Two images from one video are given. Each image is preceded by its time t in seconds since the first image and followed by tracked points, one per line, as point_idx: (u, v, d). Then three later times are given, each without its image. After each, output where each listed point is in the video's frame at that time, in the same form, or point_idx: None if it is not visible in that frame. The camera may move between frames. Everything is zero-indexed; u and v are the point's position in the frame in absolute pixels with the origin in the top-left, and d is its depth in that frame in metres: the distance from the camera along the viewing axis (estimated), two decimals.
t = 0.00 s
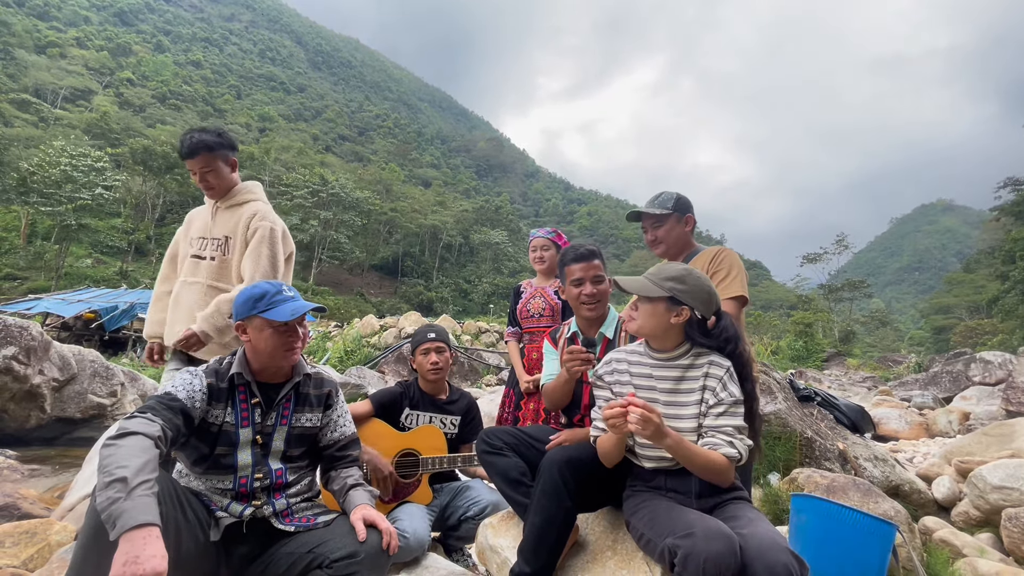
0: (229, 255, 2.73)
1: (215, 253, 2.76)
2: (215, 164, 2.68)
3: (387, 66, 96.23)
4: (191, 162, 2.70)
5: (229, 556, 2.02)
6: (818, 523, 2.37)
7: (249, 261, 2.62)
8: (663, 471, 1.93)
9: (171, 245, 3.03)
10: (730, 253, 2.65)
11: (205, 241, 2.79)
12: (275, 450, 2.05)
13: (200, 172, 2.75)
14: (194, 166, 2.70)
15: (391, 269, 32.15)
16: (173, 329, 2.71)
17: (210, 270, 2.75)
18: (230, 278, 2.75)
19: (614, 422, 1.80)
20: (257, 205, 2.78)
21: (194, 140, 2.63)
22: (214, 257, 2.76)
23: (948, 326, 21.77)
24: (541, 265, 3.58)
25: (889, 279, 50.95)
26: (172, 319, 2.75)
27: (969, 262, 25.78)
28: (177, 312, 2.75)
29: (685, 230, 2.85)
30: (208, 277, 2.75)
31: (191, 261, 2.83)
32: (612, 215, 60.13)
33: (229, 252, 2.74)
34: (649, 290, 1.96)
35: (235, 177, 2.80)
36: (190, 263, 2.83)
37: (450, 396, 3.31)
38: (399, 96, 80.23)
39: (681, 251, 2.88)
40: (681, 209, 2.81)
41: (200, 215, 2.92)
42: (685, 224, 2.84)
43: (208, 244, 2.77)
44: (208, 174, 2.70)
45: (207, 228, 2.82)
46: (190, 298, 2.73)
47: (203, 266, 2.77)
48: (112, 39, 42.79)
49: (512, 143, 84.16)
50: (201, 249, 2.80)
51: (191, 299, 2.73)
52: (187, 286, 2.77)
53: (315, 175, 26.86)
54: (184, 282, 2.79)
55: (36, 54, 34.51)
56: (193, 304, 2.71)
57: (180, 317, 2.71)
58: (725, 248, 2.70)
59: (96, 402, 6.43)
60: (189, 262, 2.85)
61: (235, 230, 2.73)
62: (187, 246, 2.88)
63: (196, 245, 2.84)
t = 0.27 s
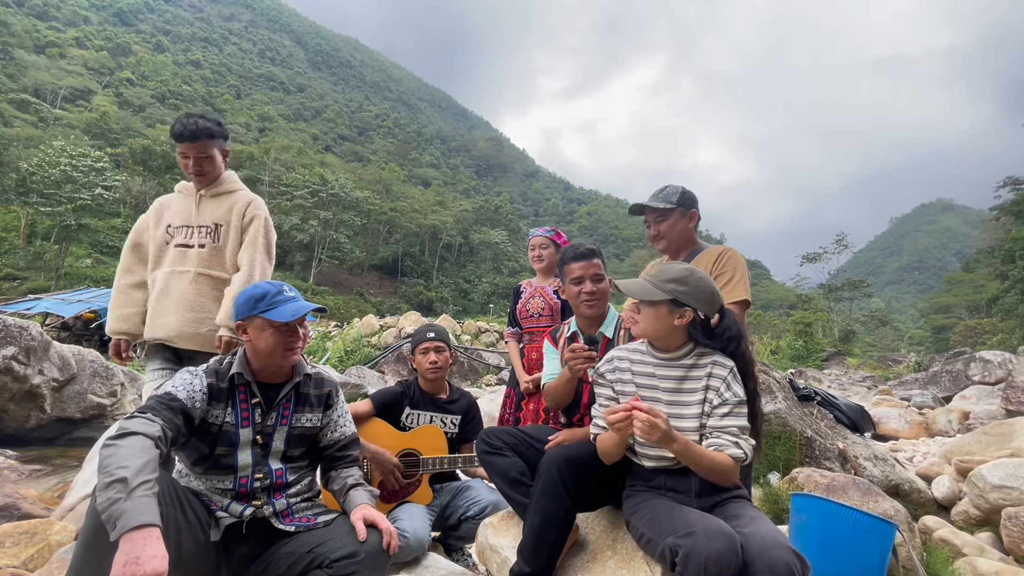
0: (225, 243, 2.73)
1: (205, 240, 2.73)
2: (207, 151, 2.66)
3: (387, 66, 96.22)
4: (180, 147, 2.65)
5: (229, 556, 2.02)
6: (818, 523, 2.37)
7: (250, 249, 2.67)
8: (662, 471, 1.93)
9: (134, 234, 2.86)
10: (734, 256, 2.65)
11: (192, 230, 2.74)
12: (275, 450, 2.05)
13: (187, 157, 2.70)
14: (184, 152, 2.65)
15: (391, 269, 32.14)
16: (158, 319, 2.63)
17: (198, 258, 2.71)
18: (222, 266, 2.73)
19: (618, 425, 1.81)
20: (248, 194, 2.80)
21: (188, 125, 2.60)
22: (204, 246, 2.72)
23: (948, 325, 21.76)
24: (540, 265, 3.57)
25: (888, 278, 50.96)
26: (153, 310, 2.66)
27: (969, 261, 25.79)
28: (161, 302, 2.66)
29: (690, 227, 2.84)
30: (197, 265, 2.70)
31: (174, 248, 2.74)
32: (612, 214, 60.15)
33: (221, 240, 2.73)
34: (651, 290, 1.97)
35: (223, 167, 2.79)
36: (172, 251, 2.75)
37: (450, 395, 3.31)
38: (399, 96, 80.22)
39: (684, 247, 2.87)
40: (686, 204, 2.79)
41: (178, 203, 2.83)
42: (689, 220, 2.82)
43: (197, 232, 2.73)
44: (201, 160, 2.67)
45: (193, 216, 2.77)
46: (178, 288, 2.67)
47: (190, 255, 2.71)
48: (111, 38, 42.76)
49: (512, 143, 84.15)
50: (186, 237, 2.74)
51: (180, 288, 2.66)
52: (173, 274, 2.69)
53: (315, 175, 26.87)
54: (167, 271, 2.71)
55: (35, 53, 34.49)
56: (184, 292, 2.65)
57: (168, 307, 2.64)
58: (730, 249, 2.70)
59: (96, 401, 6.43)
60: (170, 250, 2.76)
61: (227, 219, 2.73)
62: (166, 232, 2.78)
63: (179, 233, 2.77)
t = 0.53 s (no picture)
0: (238, 238, 2.78)
1: (215, 234, 2.74)
2: (225, 145, 2.71)
3: (386, 66, 96.16)
4: (198, 137, 2.66)
5: (229, 556, 2.02)
6: (818, 522, 2.37)
7: (265, 248, 2.76)
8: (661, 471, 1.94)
9: (121, 217, 2.71)
10: (741, 259, 2.66)
11: (198, 222, 2.72)
12: (275, 450, 2.05)
13: (201, 148, 2.70)
14: (203, 142, 2.67)
15: (390, 269, 32.13)
16: (163, 310, 2.59)
17: (206, 251, 2.70)
18: (231, 261, 2.76)
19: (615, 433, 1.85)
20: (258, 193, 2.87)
21: (212, 117, 2.63)
22: (214, 239, 2.72)
23: (947, 325, 21.78)
24: (539, 263, 3.56)
25: (888, 278, 50.99)
26: (154, 300, 2.61)
27: (968, 261, 25.82)
28: (165, 292, 2.62)
29: (694, 225, 2.82)
30: (207, 257, 2.69)
31: (177, 238, 2.70)
32: (612, 214, 60.16)
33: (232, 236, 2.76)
34: (652, 291, 1.97)
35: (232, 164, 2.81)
36: (175, 241, 2.69)
37: (450, 395, 3.30)
38: (398, 96, 80.18)
39: (688, 243, 2.85)
40: (695, 200, 2.76)
41: (178, 191, 2.77)
42: (695, 218, 2.80)
43: (206, 224, 2.73)
44: (218, 154, 2.71)
45: (201, 207, 2.75)
46: (185, 279, 2.64)
47: (199, 247, 2.69)
48: (110, 38, 42.71)
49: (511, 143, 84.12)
50: (192, 228, 2.71)
51: (188, 280, 2.64)
52: (178, 264, 2.66)
53: (314, 175, 26.89)
54: (170, 260, 2.66)
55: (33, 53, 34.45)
56: (195, 284, 2.64)
57: (174, 297, 2.61)
58: (736, 251, 2.71)
59: (96, 401, 6.44)
60: (172, 239, 2.70)
61: (238, 215, 2.78)
62: (166, 221, 2.72)
63: (183, 223, 2.72)
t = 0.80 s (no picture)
0: (259, 243, 2.86)
1: (236, 236, 2.79)
2: (255, 148, 2.73)
3: (385, 66, 96.10)
4: (229, 137, 2.67)
5: (228, 556, 2.01)
6: (816, 522, 2.37)
7: (283, 259, 2.93)
8: (660, 470, 1.94)
9: (140, 207, 2.65)
10: (750, 261, 2.59)
11: (219, 222, 2.75)
12: (274, 451, 2.05)
13: (231, 148, 2.71)
14: (234, 143, 2.68)
15: (389, 269, 32.12)
16: (181, 308, 2.58)
17: (225, 252, 2.74)
18: (248, 265, 2.83)
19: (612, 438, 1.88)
20: (277, 201, 2.98)
21: (248, 120, 2.66)
22: (237, 243, 2.79)
23: (945, 324, 21.82)
24: (538, 263, 3.55)
25: (886, 277, 51.04)
26: (171, 297, 2.58)
27: (966, 260, 25.86)
28: (183, 290, 2.60)
29: (701, 222, 2.78)
30: (226, 258, 2.73)
31: (197, 236, 2.69)
32: (610, 214, 60.20)
33: (253, 239, 2.84)
34: (653, 291, 1.97)
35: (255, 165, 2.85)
36: (195, 238, 2.69)
37: (449, 395, 3.31)
38: (397, 96, 80.15)
39: (694, 239, 2.81)
40: (705, 195, 2.74)
41: (200, 188, 2.77)
42: (702, 215, 2.76)
43: (229, 225, 2.77)
44: (247, 157, 2.73)
45: (223, 207, 2.78)
46: (205, 278, 2.65)
47: (220, 248, 2.73)
48: (108, 38, 42.62)
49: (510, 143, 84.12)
50: (214, 227, 2.74)
51: (207, 280, 2.66)
52: (197, 262, 2.65)
53: (314, 175, 26.88)
54: (191, 257, 2.65)
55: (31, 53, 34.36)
56: (216, 284, 2.66)
57: (193, 296, 2.60)
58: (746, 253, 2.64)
59: (94, 401, 6.44)
60: (192, 235, 2.69)
61: (259, 220, 2.87)
62: (187, 217, 2.70)
63: (204, 221, 2.73)
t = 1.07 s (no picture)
0: (271, 243, 2.86)
1: (250, 234, 2.79)
2: (273, 149, 2.75)
3: (383, 65, 95.93)
4: (248, 135, 2.69)
5: (227, 556, 2.02)
6: (813, 519, 2.38)
7: (295, 260, 2.91)
8: (660, 468, 1.94)
9: (154, 199, 2.63)
10: (755, 262, 2.62)
11: (233, 219, 2.75)
12: (273, 450, 2.05)
13: (250, 148, 2.73)
14: (252, 140, 2.69)
15: (388, 268, 32.10)
16: (190, 300, 2.52)
17: (238, 248, 2.72)
18: (259, 265, 2.81)
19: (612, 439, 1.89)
20: (291, 204, 3.00)
21: (267, 120, 2.68)
22: (250, 240, 2.78)
23: (942, 323, 21.85)
24: (527, 264, 3.54)
25: (884, 276, 51.11)
26: (182, 290, 2.52)
27: (963, 259, 25.90)
28: (194, 282, 2.56)
29: (707, 222, 2.80)
30: (239, 255, 2.71)
31: (210, 231, 2.68)
32: (609, 213, 60.21)
33: (266, 238, 2.84)
34: (651, 289, 1.98)
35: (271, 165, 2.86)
36: (208, 233, 2.67)
37: (448, 394, 3.31)
38: (395, 95, 80.07)
39: (699, 238, 2.84)
40: (710, 195, 2.74)
41: (215, 185, 2.78)
42: (707, 214, 2.78)
43: (243, 223, 2.77)
44: (266, 157, 2.75)
45: (238, 204, 2.78)
46: (218, 272, 2.62)
47: (233, 244, 2.71)
48: (105, 37, 42.49)
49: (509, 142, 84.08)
50: (230, 224, 2.73)
51: (220, 274, 2.63)
52: (209, 257, 2.63)
53: (312, 174, 26.86)
54: (204, 252, 2.63)
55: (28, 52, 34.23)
56: (228, 279, 2.64)
57: (204, 290, 2.56)
58: (751, 253, 2.66)
59: (94, 401, 6.46)
60: (205, 230, 2.68)
61: (272, 220, 2.88)
62: (201, 212, 2.69)
63: (218, 216, 2.72)
